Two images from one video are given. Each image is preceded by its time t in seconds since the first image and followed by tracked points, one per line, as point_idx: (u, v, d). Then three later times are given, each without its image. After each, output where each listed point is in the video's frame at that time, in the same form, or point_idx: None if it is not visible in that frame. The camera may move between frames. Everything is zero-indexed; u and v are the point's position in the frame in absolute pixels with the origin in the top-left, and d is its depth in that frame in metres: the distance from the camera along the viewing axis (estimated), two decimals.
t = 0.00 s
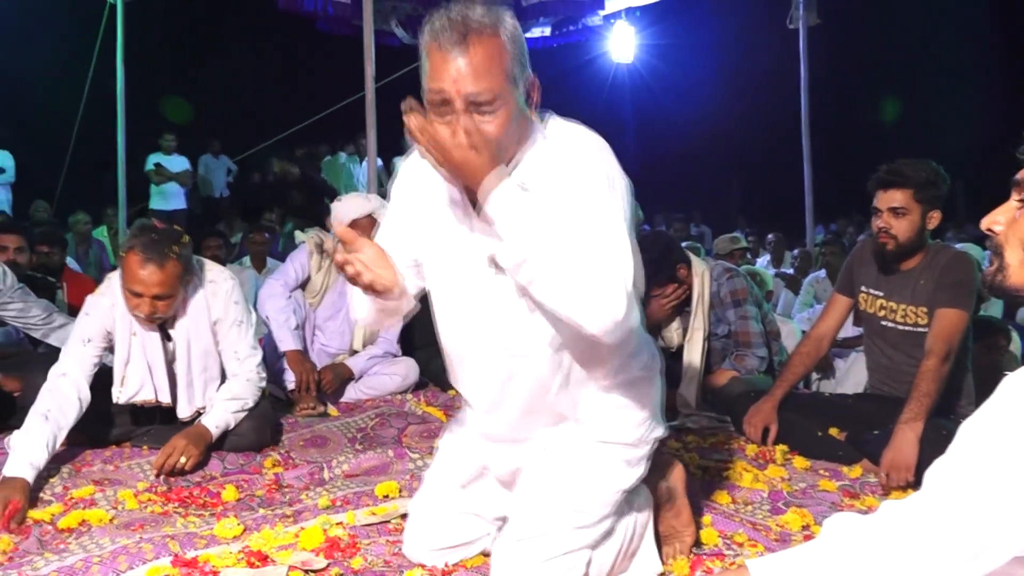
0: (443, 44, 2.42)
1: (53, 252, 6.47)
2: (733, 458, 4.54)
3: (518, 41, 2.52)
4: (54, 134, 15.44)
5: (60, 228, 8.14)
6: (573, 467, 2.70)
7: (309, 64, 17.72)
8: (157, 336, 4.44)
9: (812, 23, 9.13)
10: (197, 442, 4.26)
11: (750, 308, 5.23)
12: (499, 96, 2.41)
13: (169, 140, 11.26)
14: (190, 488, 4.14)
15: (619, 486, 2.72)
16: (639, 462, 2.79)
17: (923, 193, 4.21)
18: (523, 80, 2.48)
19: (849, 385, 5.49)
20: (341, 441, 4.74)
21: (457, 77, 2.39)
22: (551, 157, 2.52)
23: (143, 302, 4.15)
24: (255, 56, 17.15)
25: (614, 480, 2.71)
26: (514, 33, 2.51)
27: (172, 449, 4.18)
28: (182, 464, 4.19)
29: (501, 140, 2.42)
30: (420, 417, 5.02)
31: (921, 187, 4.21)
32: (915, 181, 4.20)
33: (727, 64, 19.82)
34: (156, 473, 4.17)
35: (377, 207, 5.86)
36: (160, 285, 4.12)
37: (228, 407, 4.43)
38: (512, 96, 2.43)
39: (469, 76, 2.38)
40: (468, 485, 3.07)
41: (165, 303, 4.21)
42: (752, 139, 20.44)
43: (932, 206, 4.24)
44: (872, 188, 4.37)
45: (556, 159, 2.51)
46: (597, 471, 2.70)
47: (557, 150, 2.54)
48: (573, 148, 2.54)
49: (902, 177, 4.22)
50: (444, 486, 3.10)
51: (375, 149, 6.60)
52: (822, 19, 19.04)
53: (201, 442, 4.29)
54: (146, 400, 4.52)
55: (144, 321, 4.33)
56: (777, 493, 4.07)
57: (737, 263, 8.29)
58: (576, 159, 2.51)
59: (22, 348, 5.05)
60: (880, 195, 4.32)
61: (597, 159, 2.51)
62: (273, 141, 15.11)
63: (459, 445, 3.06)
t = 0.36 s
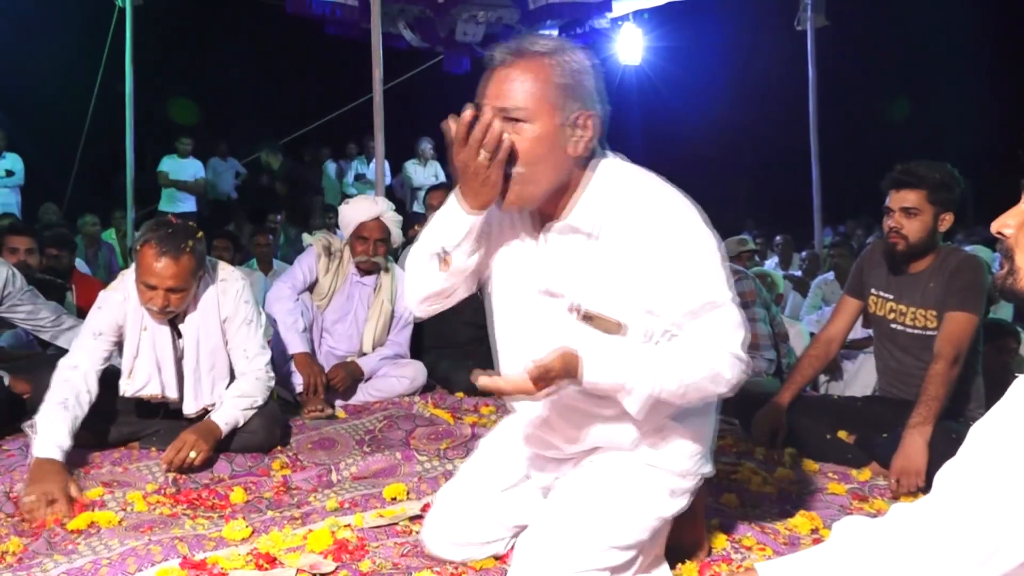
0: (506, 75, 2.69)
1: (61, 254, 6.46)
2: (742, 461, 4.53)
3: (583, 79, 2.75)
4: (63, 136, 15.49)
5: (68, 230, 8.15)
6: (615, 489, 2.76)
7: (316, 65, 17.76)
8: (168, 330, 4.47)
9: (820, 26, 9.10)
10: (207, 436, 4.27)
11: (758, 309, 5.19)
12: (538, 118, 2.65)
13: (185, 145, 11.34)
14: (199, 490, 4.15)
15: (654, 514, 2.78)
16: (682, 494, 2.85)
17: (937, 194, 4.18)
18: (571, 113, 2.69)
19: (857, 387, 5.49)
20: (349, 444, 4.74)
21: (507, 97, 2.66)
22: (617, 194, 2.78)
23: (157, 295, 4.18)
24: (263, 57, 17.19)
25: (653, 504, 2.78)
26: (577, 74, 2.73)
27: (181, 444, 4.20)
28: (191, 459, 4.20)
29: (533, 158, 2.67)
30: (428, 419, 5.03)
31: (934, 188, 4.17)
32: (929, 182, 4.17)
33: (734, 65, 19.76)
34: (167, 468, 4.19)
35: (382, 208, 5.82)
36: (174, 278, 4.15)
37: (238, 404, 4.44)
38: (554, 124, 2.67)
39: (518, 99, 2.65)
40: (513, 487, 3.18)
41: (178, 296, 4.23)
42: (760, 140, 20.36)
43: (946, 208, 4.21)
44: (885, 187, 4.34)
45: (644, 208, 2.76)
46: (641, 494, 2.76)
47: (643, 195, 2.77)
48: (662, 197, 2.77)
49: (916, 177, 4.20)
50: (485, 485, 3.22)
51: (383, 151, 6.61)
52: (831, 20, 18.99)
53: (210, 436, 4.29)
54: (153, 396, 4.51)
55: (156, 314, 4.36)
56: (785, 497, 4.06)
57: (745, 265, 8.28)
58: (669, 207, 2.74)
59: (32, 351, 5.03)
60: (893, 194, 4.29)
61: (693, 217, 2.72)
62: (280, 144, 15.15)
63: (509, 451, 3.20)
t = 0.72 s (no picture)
0: (486, 356, 3.38)
1: (62, 256, 6.47)
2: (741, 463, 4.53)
3: (660, 64, 2.86)
4: (64, 138, 15.50)
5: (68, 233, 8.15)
6: (621, 495, 2.78)
7: (315, 67, 17.76)
8: (173, 329, 4.46)
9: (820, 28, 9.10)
10: (206, 433, 4.30)
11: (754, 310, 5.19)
12: (609, 90, 2.77)
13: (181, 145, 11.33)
14: (198, 493, 4.15)
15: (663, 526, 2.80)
16: (694, 511, 2.85)
17: (938, 196, 4.18)
18: (642, 90, 2.80)
19: (857, 389, 5.49)
20: (349, 446, 4.74)
21: (585, 67, 2.80)
22: (666, 178, 2.83)
23: (168, 291, 4.19)
24: (263, 59, 17.20)
25: (661, 517, 2.79)
26: (653, 58, 2.84)
27: (180, 440, 4.23)
28: (190, 455, 4.24)
29: (598, 126, 2.79)
30: (427, 421, 5.03)
31: (937, 191, 4.18)
32: (931, 184, 4.17)
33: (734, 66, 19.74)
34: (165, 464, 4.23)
35: (382, 209, 5.90)
36: (185, 274, 4.17)
37: (239, 404, 4.46)
38: (624, 95, 2.78)
39: (594, 70, 2.79)
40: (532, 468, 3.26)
41: (188, 293, 4.24)
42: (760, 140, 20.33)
43: (947, 211, 4.20)
44: (887, 189, 4.34)
45: (691, 199, 2.77)
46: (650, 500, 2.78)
47: (689, 190, 2.79)
48: (711, 191, 2.76)
49: (919, 179, 4.20)
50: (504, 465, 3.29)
51: (382, 153, 6.59)
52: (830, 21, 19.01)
53: (210, 433, 4.32)
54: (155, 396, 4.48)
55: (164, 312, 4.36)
56: (784, 498, 4.06)
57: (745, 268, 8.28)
58: (719, 200, 2.72)
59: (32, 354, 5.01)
60: (896, 196, 4.29)
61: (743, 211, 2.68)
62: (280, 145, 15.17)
63: (533, 429, 3.26)
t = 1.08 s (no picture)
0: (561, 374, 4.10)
1: (60, 259, 6.48)
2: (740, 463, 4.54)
3: (666, 74, 3.04)
4: (65, 142, 15.50)
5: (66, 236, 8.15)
6: (635, 489, 2.86)
7: (314, 68, 17.75)
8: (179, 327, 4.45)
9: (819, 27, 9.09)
10: (208, 446, 4.31)
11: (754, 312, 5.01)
12: (619, 95, 2.95)
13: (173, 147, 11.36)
14: (196, 495, 4.14)
15: (674, 519, 2.87)
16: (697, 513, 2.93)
17: (937, 197, 4.18)
18: (650, 96, 2.97)
19: (856, 389, 5.49)
20: (347, 447, 4.74)
21: (596, 77, 2.99)
22: (665, 175, 2.98)
23: (179, 287, 4.20)
24: (263, 61, 17.20)
25: (675, 509, 2.87)
26: (659, 68, 3.02)
27: (181, 455, 4.23)
28: (193, 470, 4.24)
29: (610, 130, 2.96)
30: (426, 423, 5.03)
31: (936, 192, 4.18)
32: (931, 185, 4.18)
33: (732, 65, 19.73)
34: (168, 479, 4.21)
35: (377, 209, 5.93)
36: (190, 266, 4.17)
37: (236, 411, 4.44)
38: (633, 100, 2.95)
39: (605, 79, 2.98)
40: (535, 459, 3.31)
41: (198, 286, 4.25)
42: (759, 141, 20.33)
43: (947, 211, 4.21)
44: (886, 190, 4.33)
45: (689, 194, 2.91)
46: (666, 493, 2.86)
47: (687, 186, 2.93)
48: (707, 186, 2.92)
49: (917, 180, 4.20)
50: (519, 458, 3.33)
51: (378, 155, 6.57)
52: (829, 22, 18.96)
53: (211, 446, 4.33)
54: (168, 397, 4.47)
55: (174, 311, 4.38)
56: (783, 499, 4.06)
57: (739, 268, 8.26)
58: (716, 196, 2.87)
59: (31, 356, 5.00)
60: (894, 196, 4.29)
61: (740, 207, 2.84)
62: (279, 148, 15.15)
63: (541, 422, 3.31)
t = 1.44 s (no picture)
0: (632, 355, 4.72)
1: (59, 260, 6.50)
2: (740, 463, 4.55)
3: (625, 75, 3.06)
4: (65, 143, 15.49)
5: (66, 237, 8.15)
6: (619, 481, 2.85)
7: (315, 70, 17.74)
8: (177, 302, 4.50)
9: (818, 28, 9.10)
10: (211, 447, 4.31)
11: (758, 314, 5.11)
12: (582, 96, 2.96)
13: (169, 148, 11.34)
14: (196, 495, 4.14)
15: (660, 507, 2.85)
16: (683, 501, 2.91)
17: (937, 197, 4.18)
18: (611, 94, 2.98)
19: (855, 389, 5.50)
20: (347, 448, 4.74)
21: (558, 80, 3.01)
22: (628, 172, 2.98)
23: (197, 253, 4.33)
24: (263, 62, 17.19)
25: (658, 497, 2.84)
26: (618, 69, 3.04)
27: (186, 458, 4.23)
28: (197, 472, 4.26)
29: (576, 128, 2.97)
30: (425, 423, 5.03)
31: (936, 191, 4.17)
32: (930, 185, 4.17)
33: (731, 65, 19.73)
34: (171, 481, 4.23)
35: (378, 209, 5.93)
36: (204, 232, 4.33)
37: (236, 409, 4.46)
38: (596, 98, 2.96)
39: (566, 80, 3.00)
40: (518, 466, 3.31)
41: (215, 254, 4.38)
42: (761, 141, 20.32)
43: (946, 211, 4.21)
44: (885, 190, 4.33)
45: (647, 190, 2.91)
46: (650, 482, 2.83)
47: (649, 182, 2.93)
48: (670, 180, 2.93)
49: (917, 180, 4.20)
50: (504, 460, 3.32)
51: (378, 156, 6.56)
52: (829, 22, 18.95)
53: (213, 445, 4.33)
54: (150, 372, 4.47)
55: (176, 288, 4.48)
56: (783, 500, 4.06)
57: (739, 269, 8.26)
58: (669, 191, 2.88)
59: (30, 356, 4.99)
60: (894, 197, 4.29)
61: (692, 203, 2.85)
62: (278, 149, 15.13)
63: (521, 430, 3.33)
